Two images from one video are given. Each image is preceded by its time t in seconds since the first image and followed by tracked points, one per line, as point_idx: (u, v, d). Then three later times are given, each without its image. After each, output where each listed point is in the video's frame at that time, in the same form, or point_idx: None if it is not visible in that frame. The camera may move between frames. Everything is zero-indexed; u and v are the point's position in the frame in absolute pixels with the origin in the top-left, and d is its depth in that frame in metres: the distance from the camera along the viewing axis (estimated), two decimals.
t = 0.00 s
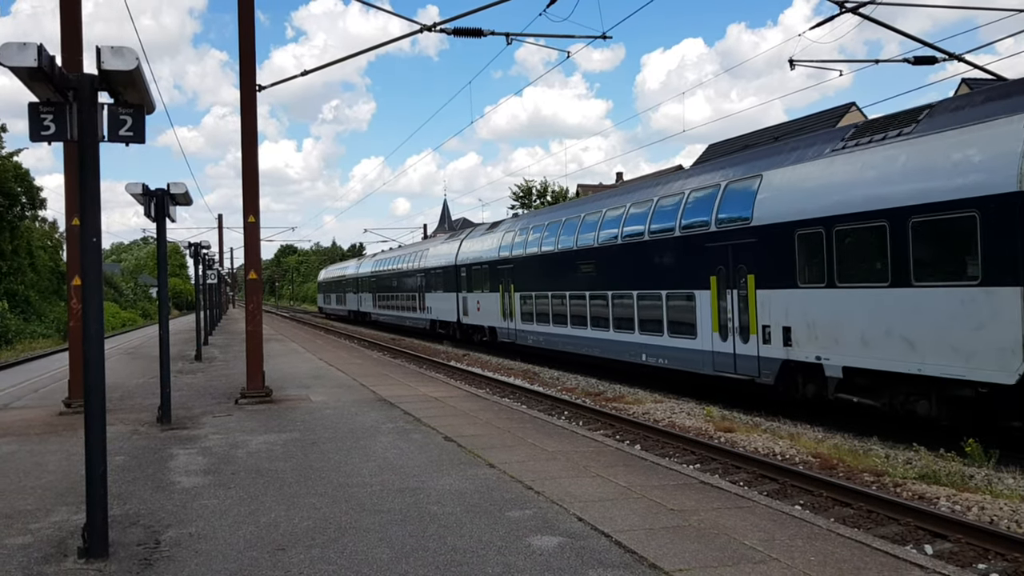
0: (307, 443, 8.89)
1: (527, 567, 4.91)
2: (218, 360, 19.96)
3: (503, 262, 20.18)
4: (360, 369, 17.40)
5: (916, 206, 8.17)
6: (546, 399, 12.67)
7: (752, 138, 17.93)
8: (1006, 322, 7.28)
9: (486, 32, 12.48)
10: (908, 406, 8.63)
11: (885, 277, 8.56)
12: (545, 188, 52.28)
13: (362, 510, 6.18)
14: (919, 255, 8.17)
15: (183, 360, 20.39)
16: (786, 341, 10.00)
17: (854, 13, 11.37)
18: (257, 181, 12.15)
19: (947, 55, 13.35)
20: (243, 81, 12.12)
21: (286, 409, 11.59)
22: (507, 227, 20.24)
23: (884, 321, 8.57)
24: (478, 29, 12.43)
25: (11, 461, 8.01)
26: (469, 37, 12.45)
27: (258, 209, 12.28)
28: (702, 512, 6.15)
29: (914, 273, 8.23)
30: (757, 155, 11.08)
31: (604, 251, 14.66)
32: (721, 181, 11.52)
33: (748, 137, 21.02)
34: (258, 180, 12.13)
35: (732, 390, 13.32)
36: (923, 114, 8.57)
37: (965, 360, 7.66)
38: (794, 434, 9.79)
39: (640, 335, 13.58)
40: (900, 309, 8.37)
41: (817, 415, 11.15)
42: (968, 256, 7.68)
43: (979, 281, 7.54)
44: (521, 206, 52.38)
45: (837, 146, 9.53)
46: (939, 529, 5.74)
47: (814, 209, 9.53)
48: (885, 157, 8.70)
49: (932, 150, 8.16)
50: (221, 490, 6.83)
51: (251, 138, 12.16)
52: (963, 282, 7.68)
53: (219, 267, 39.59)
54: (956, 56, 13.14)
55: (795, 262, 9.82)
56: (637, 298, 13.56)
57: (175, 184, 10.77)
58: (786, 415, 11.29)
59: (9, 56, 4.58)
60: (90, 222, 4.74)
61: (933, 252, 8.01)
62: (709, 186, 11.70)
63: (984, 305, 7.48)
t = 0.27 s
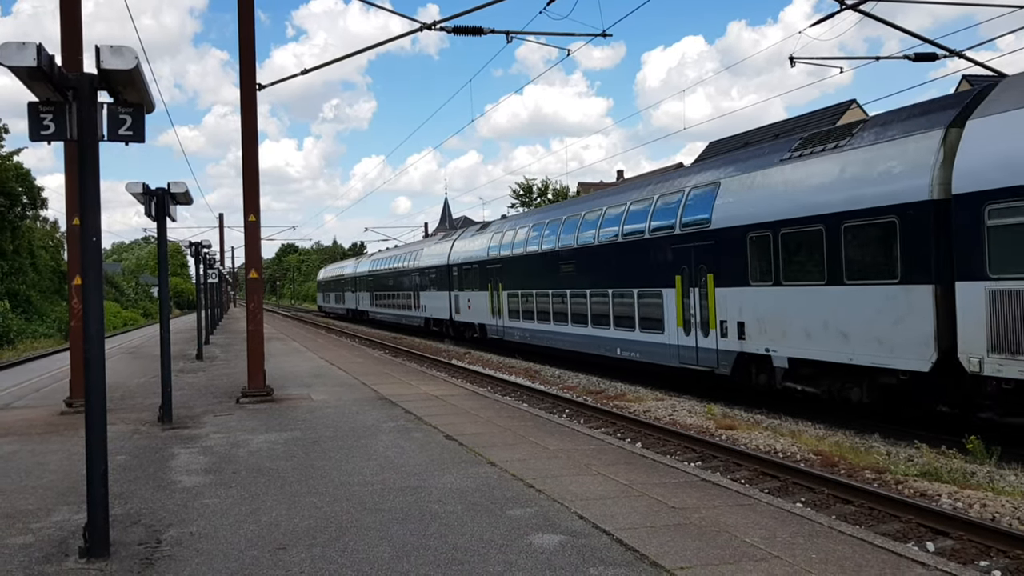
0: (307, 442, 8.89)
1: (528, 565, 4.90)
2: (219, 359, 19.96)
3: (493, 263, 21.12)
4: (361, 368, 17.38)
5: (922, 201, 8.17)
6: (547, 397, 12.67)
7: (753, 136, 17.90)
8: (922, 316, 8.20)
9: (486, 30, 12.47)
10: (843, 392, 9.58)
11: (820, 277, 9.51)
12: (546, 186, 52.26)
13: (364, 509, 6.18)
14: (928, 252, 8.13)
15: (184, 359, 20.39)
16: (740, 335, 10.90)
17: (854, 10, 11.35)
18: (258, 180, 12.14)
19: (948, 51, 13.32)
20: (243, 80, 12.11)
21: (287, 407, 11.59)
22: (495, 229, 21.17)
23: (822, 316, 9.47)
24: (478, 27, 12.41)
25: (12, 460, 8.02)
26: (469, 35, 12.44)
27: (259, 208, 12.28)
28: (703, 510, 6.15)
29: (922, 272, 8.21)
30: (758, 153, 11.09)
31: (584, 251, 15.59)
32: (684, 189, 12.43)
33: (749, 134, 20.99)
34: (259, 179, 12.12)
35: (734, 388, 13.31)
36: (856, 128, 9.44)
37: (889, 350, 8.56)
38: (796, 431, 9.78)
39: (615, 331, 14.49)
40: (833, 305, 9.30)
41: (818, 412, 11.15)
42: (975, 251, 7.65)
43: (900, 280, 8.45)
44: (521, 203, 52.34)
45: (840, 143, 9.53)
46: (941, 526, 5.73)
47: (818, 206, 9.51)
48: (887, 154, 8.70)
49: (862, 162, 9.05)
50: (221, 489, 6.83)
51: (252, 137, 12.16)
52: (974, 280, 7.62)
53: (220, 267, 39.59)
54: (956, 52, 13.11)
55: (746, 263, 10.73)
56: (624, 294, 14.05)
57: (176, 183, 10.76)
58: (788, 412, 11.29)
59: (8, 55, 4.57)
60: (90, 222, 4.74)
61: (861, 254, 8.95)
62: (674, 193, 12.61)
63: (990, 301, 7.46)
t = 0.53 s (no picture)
0: (308, 442, 8.89)
1: (528, 566, 4.89)
2: (220, 359, 19.95)
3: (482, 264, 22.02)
4: (362, 368, 17.37)
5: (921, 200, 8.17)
6: (547, 397, 12.67)
7: (754, 136, 17.91)
8: (851, 314, 9.13)
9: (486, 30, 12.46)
10: (787, 383, 10.54)
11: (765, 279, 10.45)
12: (546, 186, 52.29)
13: (364, 509, 6.17)
14: (933, 251, 8.09)
15: (185, 359, 20.39)
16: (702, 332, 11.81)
17: (855, 10, 11.34)
18: (259, 180, 12.14)
19: (948, 51, 13.30)
20: (244, 80, 12.11)
21: (288, 407, 11.59)
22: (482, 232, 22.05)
23: (770, 314, 10.40)
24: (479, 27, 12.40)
25: (12, 460, 8.01)
26: (470, 35, 12.43)
27: (260, 208, 12.27)
28: (704, 510, 6.14)
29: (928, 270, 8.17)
30: (760, 153, 11.08)
31: (565, 253, 16.49)
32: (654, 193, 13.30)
33: (750, 134, 20.98)
34: (259, 179, 12.12)
35: (734, 387, 13.31)
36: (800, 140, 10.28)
37: (823, 344, 9.51)
38: (797, 432, 9.76)
39: (594, 329, 15.36)
40: (779, 305, 10.20)
41: (819, 412, 11.14)
42: (953, 253, 7.88)
43: (832, 282, 9.36)
44: (522, 203, 52.31)
45: (841, 142, 9.51)
46: (942, 527, 5.72)
47: (823, 203, 9.47)
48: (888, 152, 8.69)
49: (804, 171, 9.91)
50: (222, 489, 6.83)
51: (252, 136, 12.15)
52: (943, 280, 7.96)
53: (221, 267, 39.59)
54: (957, 53, 13.09)
55: (706, 265, 11.63)
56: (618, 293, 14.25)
57: (176, 183, 10.76)
58: (788, 412, 11.29)
59: (9, 55, 4.57)
60: (91, 222, 4.73)
61: (799, 258, 9.87)
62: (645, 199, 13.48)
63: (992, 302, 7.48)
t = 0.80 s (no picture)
0: (309, 440, 8.89)
1: (530, 565, 4.89)
2: (221, 358, 19.95)
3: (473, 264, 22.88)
4: (363, 367, 17.38)
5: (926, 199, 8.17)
6: (549, 396, 12.67)
7: (756, 136, 17.89)
8: (790, 312, 10.11)
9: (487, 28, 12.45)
10: (737, 373, 11.56)
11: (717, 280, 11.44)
12: (548, 185, 52.29)
13: (365, 508, 6.17)
14: (940, 249, 8.06)
15: (186, 357, 20.41)
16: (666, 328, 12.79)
17: (857, 9, 11.32)
18: (260, 179, 12.14)
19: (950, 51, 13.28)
20: (246, 79, 12.10)
21: (289, 406, 11.59)
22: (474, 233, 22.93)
23: (723, 312, 11.36)
24: (480, 26, 12.39)
25: (14, 458, 8.01)
26: (471, 34, 12.42)
27: (261, 206, 12.27)
28: (705, 509, 6.14)
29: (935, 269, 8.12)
30: (762, 153, 11.10)
31: (565, 253, 16.47)
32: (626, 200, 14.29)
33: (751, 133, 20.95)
34: (260, 178, 12.12)
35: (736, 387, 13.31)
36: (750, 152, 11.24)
37: (768, 338, 10.46)
38: (799, 431, 9.75)
39: (573, 326, 16.22)
40: (730, 303, 11.19)
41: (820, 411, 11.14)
42: (895, 257, 8.57)
43: (775, 282, 10.34)
44: (523, 203, 52.30)
45: (844, 141, 9.52)
46: (943, 527, 5.72)
47: (828, 202, 9.46)
48: (891, 151, 8.71)
49: (754, 182, 10.87)
50: (223, 488, 6.83)
51: (253, 135, 12.15)
52: (867, 281, 8.91)
53: (222, 265, 39.60)
54: (959, 52, 13.08)
55: (689, 265, 12.09)
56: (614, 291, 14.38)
57: (178, 181, 10.76)
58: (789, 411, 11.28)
59: (10, 53, 4.56)
60: (93, 220, 4.73)
61: (746, 260, 10.84)
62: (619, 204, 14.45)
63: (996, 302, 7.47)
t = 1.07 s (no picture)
0: (310, 440, 8.89)
1: (530, 564, 4.89)
2: (222, 357, 19.96)
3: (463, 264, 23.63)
4: (364, 366, 17.39)
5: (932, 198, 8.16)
6: (549, 396, 12.68)
7: (757, 134, 17.86)
8: (739, 309, 11.19)
9: (488, 27, 12.44)
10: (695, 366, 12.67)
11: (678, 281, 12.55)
12: (549, 184, 52.27)
13: (367, 507, 6.17)
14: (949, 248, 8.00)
15: (187, 356, 20.44)
16: (636, 325, 13.87)
17: (858, 7, 11.30)
18: (261, 178, 12.14)
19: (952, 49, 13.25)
20: (246, 78, 12.10)
21: (289, 405, 11.59)
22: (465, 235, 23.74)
23: (682, 308, 12.46)
24: (480, 25, 12.39)
25: (15, 457, 8.02)
26: (472, 33, 12.42)
27: (262, 205, 12.27)
28: (706, 508, 6.13)
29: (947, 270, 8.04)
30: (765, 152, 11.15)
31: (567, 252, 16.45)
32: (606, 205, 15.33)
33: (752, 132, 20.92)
34: (261, 177, 12.12)
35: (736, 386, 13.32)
36: (708, 162, 12.27)
37: (721, 332, 11.54)
38: (799, 430, 9.74)
39: (554, 323, 17.13)
40: (688, 301, 12.28)
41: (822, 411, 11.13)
42: (830, 260, 9.58)
43: (727, 282, 11.39)
44: (524, 202, 52.29)
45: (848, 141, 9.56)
46: (943, 526, 5.71)
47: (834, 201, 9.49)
48: (897, 150, 8.72)
49: (712, 191, 11.88)
50: (224, 487, 6.83)
51: (253, 135, 12.14)
52: (802, 281, 9.99)
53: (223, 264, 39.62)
54: (960, 50, 13.05)
55: (694, 263, 12.12)
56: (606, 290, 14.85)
57: (179, 180, 10.77)
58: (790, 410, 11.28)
59: (11, 53, 4.57)
60: (94, 219, 4.73)
61: (702, 262, 11.87)
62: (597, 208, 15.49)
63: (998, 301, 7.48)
